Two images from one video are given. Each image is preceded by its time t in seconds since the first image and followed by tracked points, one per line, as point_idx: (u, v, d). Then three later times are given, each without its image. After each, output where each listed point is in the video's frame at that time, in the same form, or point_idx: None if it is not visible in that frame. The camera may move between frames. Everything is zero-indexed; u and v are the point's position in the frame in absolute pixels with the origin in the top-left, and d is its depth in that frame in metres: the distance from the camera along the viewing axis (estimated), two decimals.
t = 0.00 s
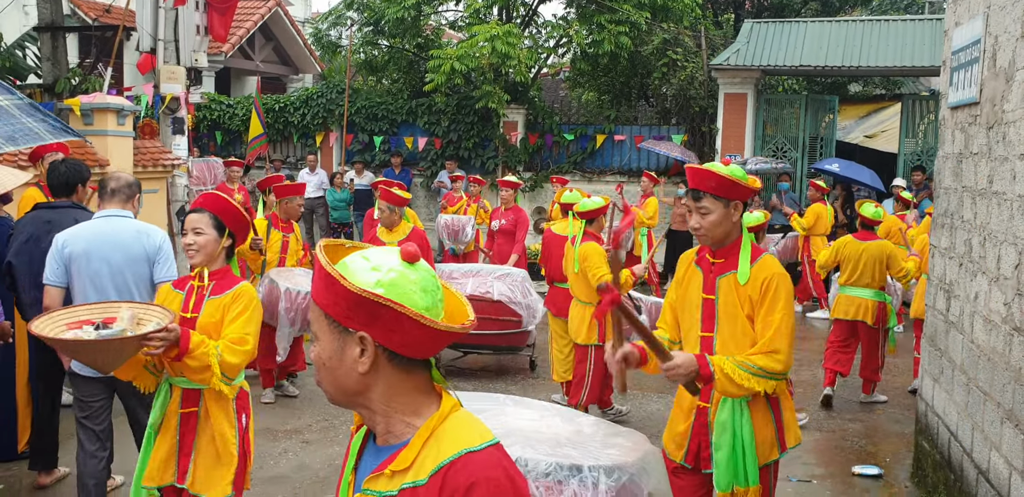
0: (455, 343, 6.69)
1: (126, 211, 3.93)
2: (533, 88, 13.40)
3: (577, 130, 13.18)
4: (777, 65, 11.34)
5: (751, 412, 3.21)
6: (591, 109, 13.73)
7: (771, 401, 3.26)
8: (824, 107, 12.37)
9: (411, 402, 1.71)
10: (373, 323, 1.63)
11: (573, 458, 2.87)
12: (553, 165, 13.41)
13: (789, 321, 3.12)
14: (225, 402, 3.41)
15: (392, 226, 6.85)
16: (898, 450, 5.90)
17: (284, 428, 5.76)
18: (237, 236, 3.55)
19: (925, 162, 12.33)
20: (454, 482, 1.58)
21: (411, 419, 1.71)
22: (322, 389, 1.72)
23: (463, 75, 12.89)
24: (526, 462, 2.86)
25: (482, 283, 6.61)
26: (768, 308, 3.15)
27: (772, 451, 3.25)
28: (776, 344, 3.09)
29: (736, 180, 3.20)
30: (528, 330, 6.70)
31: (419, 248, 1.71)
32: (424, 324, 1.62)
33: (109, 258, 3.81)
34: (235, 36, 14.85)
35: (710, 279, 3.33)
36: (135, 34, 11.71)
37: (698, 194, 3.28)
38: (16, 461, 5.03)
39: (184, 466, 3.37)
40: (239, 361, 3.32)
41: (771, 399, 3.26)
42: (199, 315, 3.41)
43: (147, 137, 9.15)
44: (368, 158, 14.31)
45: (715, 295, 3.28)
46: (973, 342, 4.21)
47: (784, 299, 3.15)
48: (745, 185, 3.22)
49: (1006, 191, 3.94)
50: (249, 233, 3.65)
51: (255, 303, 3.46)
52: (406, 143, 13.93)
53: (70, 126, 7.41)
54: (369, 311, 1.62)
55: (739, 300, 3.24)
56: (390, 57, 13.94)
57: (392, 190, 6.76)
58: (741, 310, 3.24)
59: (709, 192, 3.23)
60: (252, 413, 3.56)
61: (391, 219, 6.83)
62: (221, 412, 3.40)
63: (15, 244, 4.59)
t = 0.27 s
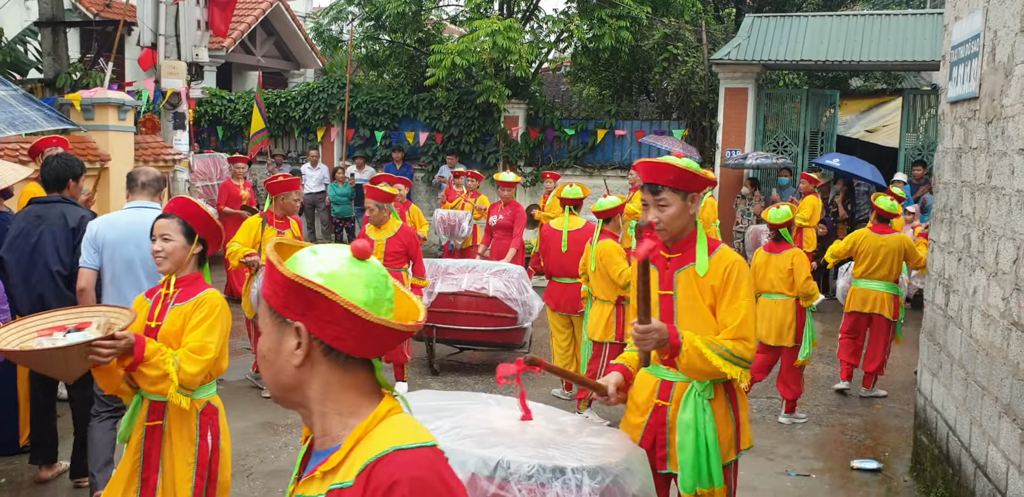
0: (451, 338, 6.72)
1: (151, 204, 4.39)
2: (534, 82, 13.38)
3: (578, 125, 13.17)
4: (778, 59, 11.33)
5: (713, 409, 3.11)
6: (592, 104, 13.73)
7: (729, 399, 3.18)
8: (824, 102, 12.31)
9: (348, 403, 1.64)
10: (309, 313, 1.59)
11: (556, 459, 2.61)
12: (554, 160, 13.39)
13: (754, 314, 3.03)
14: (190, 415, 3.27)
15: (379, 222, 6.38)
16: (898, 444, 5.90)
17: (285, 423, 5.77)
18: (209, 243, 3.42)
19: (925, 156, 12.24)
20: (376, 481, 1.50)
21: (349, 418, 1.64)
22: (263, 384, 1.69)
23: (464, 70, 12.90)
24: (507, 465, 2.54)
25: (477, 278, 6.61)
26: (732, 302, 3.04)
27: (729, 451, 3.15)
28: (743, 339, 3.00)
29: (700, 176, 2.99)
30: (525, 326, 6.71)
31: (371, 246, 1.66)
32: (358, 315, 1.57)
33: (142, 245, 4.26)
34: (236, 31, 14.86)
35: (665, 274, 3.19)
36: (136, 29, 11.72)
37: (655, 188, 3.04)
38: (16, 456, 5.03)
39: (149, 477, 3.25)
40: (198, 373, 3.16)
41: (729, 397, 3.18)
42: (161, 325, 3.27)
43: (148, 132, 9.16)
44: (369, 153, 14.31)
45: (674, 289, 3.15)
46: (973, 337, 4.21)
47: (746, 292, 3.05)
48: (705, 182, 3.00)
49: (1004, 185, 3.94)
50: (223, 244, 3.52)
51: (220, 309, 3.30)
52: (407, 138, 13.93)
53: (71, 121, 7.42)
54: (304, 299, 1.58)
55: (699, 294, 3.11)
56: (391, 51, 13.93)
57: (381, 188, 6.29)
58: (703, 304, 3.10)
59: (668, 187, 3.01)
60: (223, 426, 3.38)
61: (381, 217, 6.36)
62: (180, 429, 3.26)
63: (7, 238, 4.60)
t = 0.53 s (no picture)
0: (447, 337, 6.71)
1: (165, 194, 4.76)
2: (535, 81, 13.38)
3: (580, 124, 13.18)
4: (779, 58, 11.33)
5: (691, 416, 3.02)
6: (593, 103, 13.73)
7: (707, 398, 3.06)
8: (825, 101, 12.32)
9: (292, 412, 1.65)
10: (249, 323, 1.60)
11: (541, 463, 2.61)
12: (555, 158, 13.41)
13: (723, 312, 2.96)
14: (162, 423, 3.25)
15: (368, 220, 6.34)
16: (898, 443, 5.91)
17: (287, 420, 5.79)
18: (180, 242, 3.31)
19: (926, 155, 12.27)
20: None
21: (299, 429, 1.65)
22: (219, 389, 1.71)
23: (465, 69, 12.90)
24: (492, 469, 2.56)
25: (475, 277, 6.63)
26: (702, 299, 2.99)
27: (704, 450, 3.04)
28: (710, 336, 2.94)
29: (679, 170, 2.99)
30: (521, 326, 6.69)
31: (320, 248, 1.67)
32: (295, 326, 1.57)
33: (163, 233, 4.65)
34: (237, 29, 14.87)
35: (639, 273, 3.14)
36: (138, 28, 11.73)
37: (635, 182, 3.03)
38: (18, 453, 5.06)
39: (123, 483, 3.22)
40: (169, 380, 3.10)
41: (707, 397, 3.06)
42: (137, 327, 3.23)
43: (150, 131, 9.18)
44: (371, 151, 14.30)
45: (648, 291, 3.08)
46: (973, 336, 4.21)
47: (718, 290, 2.99)
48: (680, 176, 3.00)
49: (1005, 184, 3.95)
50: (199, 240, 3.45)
51: (200, 314, 3.23)
52: (408, 136, 13.93)
53: (73, 119, 7.44)
54: (245, 309, 1.59)
55: (670, 294, 3.06)
56: (392, 50, 13.93)
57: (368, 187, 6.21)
58: (674, 304, 3.04)
59: (648, 181, 3.00)
60: (195, 434, 3.36)
61: (370, 215, 6.31)
62: (151, 438, 3.24)
63: (10, 236, 4.64)
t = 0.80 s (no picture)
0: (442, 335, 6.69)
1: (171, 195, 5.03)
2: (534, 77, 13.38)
3: (579, 120, 13.16)
4: (778, 54, 11.32)
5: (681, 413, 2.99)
6: (593, 100, 13.72)
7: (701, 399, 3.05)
8: (825, 97, 12.30)
9: (267, 429, 1.57)
10: (217, 337, 1.51)
11: (529, 466, 2.59)
12: (554, 155, 13.41)
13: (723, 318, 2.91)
14: (140, 415, 3.21)
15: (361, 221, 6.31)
16: (897, 439, 5.91)
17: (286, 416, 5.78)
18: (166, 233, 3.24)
19: (926, 152, 12.29)
20: None
21: (274, 447, 1.57)
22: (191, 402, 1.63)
23: (464, 65, 12.89)
24: (479, 472, 2.54)
25: (471, 275, 6.64)
26: (699, 304, 2.93)
27: (696, 453, 3.02)
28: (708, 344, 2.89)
29: (665, 173, 2.98)
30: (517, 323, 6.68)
31: (296, 252, 1.55)
32: (263, 345, 1.48)
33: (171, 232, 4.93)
34: (236, 25, 14.85)
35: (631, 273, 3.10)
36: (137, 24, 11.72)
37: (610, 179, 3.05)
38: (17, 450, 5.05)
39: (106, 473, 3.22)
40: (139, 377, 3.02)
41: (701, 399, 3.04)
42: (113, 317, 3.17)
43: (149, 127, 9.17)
44: (370, 147, 14.28)
45: (640, 291, 3.05)
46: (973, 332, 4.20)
47: (715, 294, 2.93)
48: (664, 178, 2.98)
49: (1005, 180, 3.94)
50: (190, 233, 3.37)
51: (172, 304, 3.12)
52: (407, 132, 13.92)
53: (71, 116, 7.43)
54: (210, 323, 1.51)
55: (665, 298, 3.00)
56: (391, 46, 13.91)
57: (360, 187, 6.22)
58: (669, 308, 2.99)
59: (621, 178, 3.00)
60: (177, 425, 3.31)
61: (364, 216, 6.28)
62: (129, 432, 3.21)
63: (11, 233, 4.65)
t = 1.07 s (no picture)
0: (438, 334, 6.68)
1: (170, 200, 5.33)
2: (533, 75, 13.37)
3: (578, 118, 13.15)
4: (777, 52, 11.31)
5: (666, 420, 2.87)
6: (592, 98, 13.72)
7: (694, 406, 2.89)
8: (824, 95, 12.27)
9: (272, 451, 1.48)
10: (221, 347, 1.42)
11: (526, 472, 2.62)
12: (554, 153, 13.39)
13: (710, 322, 2.73)
14: (140, 433, 3.08)
15: (365, 223, 6.23)
16: (896, 437, 5.91)
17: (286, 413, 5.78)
18: (163, 245, 3.10)
19: (925, 149, 12.28)
20: None
21: (275, 470, 1.48)
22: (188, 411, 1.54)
23: (463, 63, 12.89)
24: (476, 479, 2.58)
25: (467, 274, 6.62)
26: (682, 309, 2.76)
27: (686, 464, 2.88)
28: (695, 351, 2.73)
29: (634, 175, 2.86)
30: (513, 323, 6.66)
31: (311, 259, 1.44)
32: (270, 361, 1.38)
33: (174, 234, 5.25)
34: (235, 24, 14.85)
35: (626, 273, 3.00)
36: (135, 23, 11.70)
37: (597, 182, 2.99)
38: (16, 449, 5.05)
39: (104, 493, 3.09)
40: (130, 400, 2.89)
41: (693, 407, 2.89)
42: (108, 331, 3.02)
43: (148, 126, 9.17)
44: (369, 146, 14.27)
45: (629, 293, 2.95)
46: (973, 330, 4.20)
47: (698, 296, 2.74)
48: (626, 181, 2.87)
49: (1005, 178, 3.94)
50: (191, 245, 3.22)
51: (165, 322, 2.96)
52: (407, 131, 13.91)
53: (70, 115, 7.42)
54: (215, 333, 1.41)
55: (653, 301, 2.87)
56: (391, 44, 13.91)
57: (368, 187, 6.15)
58: (653, 311, 2.85)
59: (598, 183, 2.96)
60: (179, 443, 3.17)
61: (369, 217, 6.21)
62: (130, 448, 3.08)
63: (10, 233, 4.65)
